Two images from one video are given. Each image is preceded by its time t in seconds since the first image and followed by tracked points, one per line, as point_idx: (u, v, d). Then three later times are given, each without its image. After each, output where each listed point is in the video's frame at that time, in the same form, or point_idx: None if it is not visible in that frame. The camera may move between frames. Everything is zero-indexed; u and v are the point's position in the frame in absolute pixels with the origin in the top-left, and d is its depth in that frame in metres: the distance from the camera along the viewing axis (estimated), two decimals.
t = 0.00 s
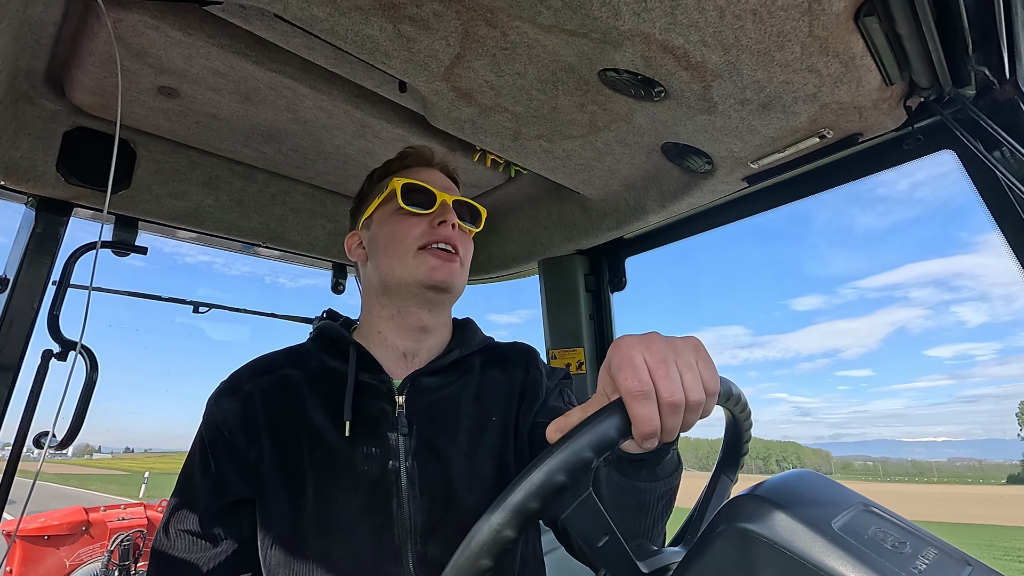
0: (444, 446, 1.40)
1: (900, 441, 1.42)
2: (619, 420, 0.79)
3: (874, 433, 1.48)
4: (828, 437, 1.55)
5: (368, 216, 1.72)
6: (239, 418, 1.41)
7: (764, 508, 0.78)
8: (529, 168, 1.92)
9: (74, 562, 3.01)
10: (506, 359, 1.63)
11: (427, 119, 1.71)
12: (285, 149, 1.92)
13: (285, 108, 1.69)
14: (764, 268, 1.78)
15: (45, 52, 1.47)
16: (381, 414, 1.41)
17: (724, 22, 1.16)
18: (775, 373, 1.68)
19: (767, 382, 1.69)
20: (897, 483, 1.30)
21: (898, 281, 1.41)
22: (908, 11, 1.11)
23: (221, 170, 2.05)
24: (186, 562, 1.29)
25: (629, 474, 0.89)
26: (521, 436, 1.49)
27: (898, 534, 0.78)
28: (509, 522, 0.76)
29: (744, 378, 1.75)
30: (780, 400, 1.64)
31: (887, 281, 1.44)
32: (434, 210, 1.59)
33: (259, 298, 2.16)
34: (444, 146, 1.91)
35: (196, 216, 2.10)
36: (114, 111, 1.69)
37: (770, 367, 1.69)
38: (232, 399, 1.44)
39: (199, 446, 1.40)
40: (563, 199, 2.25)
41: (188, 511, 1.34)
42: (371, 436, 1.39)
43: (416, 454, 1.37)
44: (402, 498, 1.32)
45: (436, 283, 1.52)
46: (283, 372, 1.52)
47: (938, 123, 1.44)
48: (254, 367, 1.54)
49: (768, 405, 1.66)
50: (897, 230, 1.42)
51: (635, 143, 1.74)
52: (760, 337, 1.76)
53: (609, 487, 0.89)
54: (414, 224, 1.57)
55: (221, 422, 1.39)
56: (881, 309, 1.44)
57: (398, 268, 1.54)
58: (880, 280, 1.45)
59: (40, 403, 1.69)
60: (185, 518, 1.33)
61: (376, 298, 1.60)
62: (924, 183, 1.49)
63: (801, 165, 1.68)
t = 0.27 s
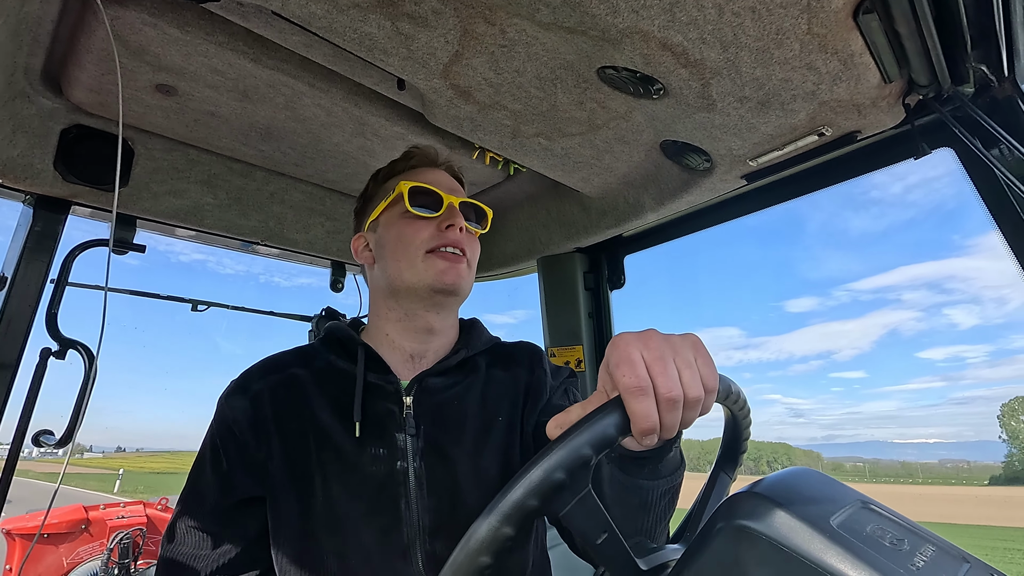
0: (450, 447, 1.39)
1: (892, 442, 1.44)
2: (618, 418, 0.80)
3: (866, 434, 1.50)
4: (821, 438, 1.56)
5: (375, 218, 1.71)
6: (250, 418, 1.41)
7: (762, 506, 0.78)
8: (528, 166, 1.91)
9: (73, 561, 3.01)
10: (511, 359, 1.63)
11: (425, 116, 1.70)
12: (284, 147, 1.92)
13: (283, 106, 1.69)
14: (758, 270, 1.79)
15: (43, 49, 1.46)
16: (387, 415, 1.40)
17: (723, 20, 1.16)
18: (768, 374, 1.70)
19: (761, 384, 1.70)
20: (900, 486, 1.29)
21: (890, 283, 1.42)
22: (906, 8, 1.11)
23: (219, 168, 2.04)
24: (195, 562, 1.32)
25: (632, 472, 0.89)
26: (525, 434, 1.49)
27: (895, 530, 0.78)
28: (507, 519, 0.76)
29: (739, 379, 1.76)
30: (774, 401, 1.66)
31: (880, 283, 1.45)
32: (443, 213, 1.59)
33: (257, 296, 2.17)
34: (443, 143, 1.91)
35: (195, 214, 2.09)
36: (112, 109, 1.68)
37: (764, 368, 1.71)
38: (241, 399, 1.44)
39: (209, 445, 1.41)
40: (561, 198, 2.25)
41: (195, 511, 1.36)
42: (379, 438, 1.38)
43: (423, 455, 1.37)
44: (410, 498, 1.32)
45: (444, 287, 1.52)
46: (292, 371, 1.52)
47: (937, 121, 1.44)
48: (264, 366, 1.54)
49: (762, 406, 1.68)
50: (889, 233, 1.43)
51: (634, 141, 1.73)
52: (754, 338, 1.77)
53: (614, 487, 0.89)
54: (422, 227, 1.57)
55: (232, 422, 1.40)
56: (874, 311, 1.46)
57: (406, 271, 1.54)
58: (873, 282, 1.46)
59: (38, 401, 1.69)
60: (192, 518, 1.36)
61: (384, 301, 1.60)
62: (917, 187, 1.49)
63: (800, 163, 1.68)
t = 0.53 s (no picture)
0: (439, 448, 1.39)
1: (884, 443, 1.44)
2: (622, 419, 0.79)
3: (858, 435, 1.50)
4: (814, 438, 1.56)
5: (365, 216, 1.71)
6: (233, 417, 1.42)
7: (762, 510, 0.77)
8: (530, 169, 1.91)
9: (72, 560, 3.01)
10: (506, 359, 1.63)
11: (427, 118, 1.71)
12: (286, 148, 1.92)
13: (286, 107, 1.69)
14: (753, 272, 1.80)
15: (47, 49, 1.47)
16: (375, 415, 1.40)
17: (725, 24, 1.16)
18: (762, 375, 1.70)
19: (754, 385, 1.70)
20: (909, 487, 1.30)
21: (884, 285, 1.43)
22: (909, 13, 1.11)
23: (221, 168, 2.04)
24: (182, 561, 1.30)
25: (630, 475, 0.89)
26: (517, 433, 1.48)
27: (896, 536, 0.78)
28: (509, 517, 0.75)
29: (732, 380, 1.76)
30: (768, 402, 1.66)
31: (873, 285, 1.46)
32: (434, 212, 1.59)
33: (258, 297, 2.14)
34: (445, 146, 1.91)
35: (196, 214, 2.10)
36: (115, 109, 1.69)
37: (757, 369, 1.71)
38: (226, 399, 1.46)
39: (194, 445, 1.42)
40: (563, 200, 2.25)
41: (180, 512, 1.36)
42: (367, 438, 1.38)
43: (410, 456, 1.37)
44: (395, 501, 1.31)
45: (436, 287, 1.53)
46: (279, 370, 1.53)
47: (938, 125, 1.45)
48: (251, 365, 1.55)
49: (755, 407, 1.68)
50: (883, 236, 1.45)
51: (636, 144, 1.74)
52: (748, 340, 1.77)
53: (608, 491, 0.89)
54: (414, 226, 1.57)
55: (215, 421, 1.41)
56: (867, 313, 1.47)
57: (398, 271, 1.54)
58: (867, 284, 1.47)
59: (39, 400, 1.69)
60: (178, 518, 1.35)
61: (374, 299, 1.59)
62: (911, 189, 1.52)
63: (801, 167, 1.68)
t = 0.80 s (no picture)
0: (443, 445, 1.40)
1: (880, 443, 1.45)
2: (634, 411, 0.79)
3: (855, 435, 1.51)
4: (811, 438, 1.58)
5: (359, 222, 1.64)
6: (243, 416, 1.41)
7: (764, 507, 0.78)
8: (529, 167, 1.91)
9: (75, 561, 3.01)
10: (507, 359, 1.62)
11: (427, 117, 1.71)
12: (286, 148, 1.92)
13: (285, 107, 1.69)
14: (751, 273, 1.82)
15: (46, 50, 1.47)
16: (381, 413, 1.41)
17: (724, 21, 1.16)
18: (759, 375, 1.71)
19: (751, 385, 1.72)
20: (908, 485, 1.31)
21: (879, 286, 1.44)
22: (909, 10, 1.11)
23: (221, 169, 2.04)
24: (187, 561, 1.30)
25: (632, 472, 0.89)
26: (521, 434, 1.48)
27: (898, 533, 0.78)
28: (523, 505, 0.76)
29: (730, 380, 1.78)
30: (765, 403, 1.67)
31: (869, 286, 1.47)
32: (431, 219, 1.51)
33: (259, 297, 2.13)
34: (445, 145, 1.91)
35: (197, 215, 2.11)
36: (114, 110, 1.69)
37: (754, 369, 1.72)
38: (236, 398, 1.43)
39: (202, 445, 1.40)
40: (563, 199, 2.25)
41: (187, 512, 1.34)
42: (373, 435, 1.39)
43: (416, 453, 1.37)
44: (403, 496, 1.32)
45: (438, 301, 1.47)
46: (286, 371, 1.51)
47: (939, 122, 1.45)
48: (260, 365, 1.53)
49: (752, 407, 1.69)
50: (879, 237, 1.46)
51: (635, 143, 1.74)
52: (744, 340, 1.79)
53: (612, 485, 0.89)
54: (412, 236, 1.49)
55: (226, 420, 1.39)
56: (863, 313, 1.48)
57: (398, 286, 1.48)
58: (863, 284, 1.48)
59: (41, 401, 1.69)
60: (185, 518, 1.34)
61: (376, 308, 1.56)
62: (906, 190, 1.53)
63: (800, 164, 1.68)
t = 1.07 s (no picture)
0: (432, 446, 1.40)
1: (875, 443, 1.45)
2: (639, 409, 0.79)
3: (851, 435, 1.51)
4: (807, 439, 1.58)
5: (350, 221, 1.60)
6: (231, 418, 1.42)
7: (766, 507, 0.77)
8: (531, 166, 1.91)
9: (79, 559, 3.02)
10: (497, 354, 1.62)
11: (429, 116, 1.71)
12: (288, 147, 1.93)
13: (288, 106, 1.69)
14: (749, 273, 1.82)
15: (49, 50, 1.47)
16: (368, 415, 1.41)
17: (727, 19, 1.16)
18: (756, 375, 1.72)
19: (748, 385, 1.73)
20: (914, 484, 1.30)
21: (875, 286, 1.45)
22: (913, 9, 1.10)
23: (223, 168, 2.05)
24: (184, 560, 1.30)
25: (638, 472, 0.88)
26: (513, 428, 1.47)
27: (901, 533, 0.77)
28: (529, 500, 0.76)
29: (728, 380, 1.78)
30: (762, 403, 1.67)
31: (866, 286, 1.48)
32: (425, 233, 1.48)
33: (261, 295, 2.14)
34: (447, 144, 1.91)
35: (199, 214, 2.11)
36: (117, 109, 1.69)
37: (752, 368, 1.73)
38: (222, 399, 1.45)
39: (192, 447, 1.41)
40: (565, 198, 2.25)
41: (182, 512, 1.35)
42: (359, 437, 1.39)
43: (403, 455, 1.37)
44: (391, 498, 1.32)
45: (427, 311, 1.47)
46: (273, 370, 1.53)
47: (944, 121, 1.43)
48: (244, 366, 1.55)
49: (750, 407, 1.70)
50: (875, 238, 1.47)
51: (637, 141, 1.73)
52: (741, 340, 1.79)
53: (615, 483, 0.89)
54: (403, 246, 1.47)
55: (213, 422, 1.41)
56: (859, 313, 1.48)
57: (388, 293, 1.47)
58: (859, 285, 1.49)
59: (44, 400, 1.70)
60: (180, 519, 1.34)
61: (364, 309, 1.55)
62: (903, 191, 1.53)
63: (802, 163, 1.67)
